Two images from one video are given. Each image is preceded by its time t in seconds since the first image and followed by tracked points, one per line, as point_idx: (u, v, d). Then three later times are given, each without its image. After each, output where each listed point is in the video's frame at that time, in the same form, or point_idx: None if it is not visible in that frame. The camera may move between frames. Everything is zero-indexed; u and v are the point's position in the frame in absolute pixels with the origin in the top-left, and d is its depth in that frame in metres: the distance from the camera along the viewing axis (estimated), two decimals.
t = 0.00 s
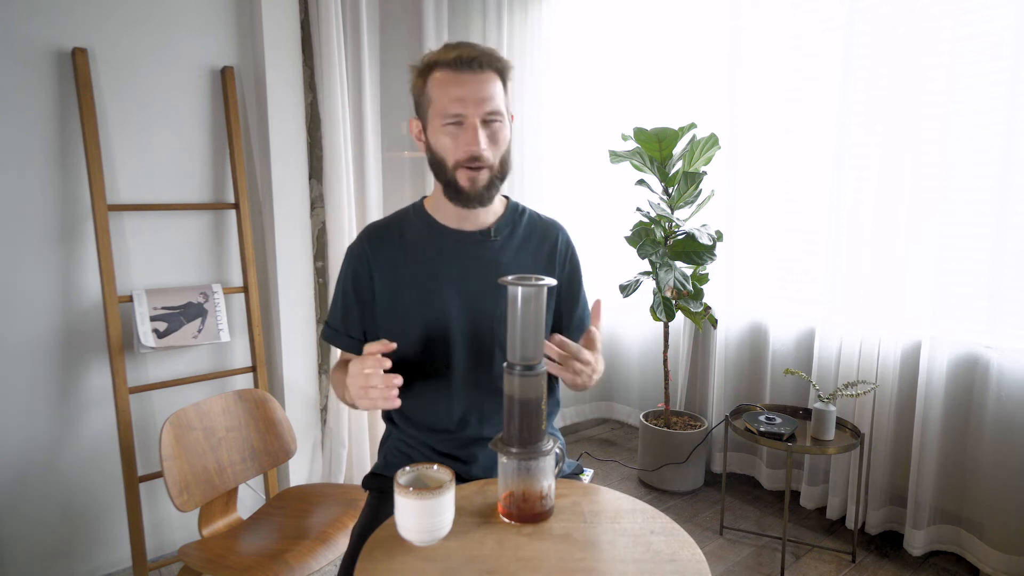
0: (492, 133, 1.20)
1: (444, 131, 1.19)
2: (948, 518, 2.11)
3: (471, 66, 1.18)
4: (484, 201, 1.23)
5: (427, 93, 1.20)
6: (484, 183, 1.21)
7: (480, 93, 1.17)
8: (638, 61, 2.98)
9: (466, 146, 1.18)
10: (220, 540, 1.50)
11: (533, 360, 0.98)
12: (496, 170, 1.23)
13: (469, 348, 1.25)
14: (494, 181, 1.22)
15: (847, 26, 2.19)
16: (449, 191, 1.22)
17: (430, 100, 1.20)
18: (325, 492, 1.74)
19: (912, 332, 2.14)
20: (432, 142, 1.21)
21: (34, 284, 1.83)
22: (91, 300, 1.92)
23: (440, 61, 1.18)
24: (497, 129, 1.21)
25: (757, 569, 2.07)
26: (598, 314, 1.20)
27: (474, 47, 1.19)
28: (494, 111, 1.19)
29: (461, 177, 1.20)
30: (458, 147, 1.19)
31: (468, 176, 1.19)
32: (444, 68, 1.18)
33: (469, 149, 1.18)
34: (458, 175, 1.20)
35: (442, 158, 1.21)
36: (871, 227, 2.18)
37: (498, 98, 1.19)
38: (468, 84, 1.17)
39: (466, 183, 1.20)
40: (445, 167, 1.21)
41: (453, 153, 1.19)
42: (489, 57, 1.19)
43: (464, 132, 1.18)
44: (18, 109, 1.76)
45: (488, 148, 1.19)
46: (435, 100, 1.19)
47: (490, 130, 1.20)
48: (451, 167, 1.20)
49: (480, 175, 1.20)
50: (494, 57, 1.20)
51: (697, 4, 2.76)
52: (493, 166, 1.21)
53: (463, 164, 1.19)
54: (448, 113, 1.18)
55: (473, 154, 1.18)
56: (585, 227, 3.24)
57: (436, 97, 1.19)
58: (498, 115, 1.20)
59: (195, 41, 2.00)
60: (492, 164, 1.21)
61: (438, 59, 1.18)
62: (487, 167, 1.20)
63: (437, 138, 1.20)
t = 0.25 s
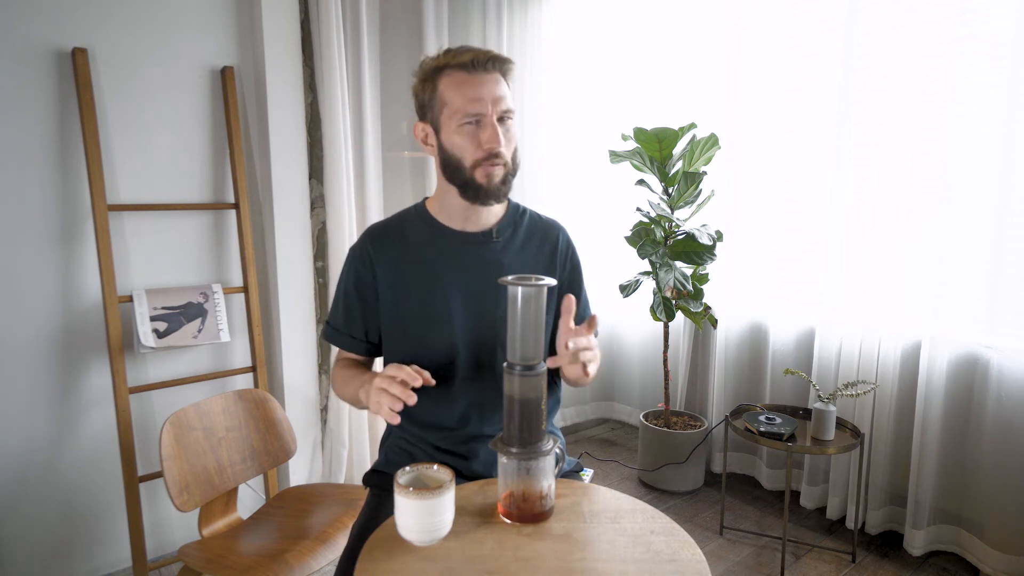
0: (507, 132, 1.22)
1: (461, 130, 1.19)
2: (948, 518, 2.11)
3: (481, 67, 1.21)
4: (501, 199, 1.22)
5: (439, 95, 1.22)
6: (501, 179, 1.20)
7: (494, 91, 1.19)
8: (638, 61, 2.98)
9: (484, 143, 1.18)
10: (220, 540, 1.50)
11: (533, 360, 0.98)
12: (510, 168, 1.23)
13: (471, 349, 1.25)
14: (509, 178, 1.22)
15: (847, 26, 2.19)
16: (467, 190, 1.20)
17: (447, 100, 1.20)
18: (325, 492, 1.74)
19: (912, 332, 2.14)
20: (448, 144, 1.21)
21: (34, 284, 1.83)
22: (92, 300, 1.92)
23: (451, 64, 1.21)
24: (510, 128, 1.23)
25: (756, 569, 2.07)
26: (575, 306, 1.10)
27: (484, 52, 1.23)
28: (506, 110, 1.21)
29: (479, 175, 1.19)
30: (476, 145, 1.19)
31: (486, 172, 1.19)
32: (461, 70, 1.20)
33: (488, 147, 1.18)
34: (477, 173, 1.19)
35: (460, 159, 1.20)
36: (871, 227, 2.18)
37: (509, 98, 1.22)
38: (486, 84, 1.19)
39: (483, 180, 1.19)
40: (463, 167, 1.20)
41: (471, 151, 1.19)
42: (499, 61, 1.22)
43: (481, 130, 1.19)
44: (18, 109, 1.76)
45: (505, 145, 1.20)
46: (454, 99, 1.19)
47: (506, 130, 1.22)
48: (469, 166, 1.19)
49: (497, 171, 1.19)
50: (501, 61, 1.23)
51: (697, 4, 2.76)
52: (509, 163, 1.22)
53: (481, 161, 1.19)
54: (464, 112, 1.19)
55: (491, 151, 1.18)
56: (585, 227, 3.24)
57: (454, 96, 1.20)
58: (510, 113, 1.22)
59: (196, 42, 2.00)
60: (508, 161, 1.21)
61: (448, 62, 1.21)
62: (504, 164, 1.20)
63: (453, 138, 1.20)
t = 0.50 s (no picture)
0: (496, 128, 1.23)
1: (448, 121, 1.22)
2: (948, 518, 2.11)
3: (479, 63, 1.22)
4: (481, 193, 1.23)
5: (435, 85, 1.24)
6: (482, 173, 1.22)
7: (486, 87, 1.20)
8: (638, 61, 2.98)
9: (467, 135, 1.20)
10: (220, 540, 1.50)
11: (533, 360, 0.98)
12: (496, 164, 1.24)
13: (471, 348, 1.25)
14: (492, 173, 1.23)
15: (847, 26, 2.19)
16: (445, 179, 1.23)
17: (440, 91, 1.22)
18: (325, 492, 1.74)
19: (912, 332, 2.14)
20: (436, 132, 1.24)
21: (35, 284, 1.83)
22: (91, 300, 1.92)
23: (450, 56, 1.23)
24: (501, 126, 1.23)
25: (757, 569, 2.07)
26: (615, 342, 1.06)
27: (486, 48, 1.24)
28: (498, 107, 1.22)
29: (458, 166, 1.21)
30: (459, 137, 1.21)
31: (464, 164, 1.21)
32: (459, 63, 1.22)
33: (471, 140, 1.20)
34: (456, 164, 1.21)
35: (443, 147, 1.23)
36: (871, 227, 2.18)
37: (503, 96, 1.22)
38: (480, 80, 1.20)
39: (462, 172, 1.21)
40: (444, 156, 1.23)
41: (453, 142, 1.21)
42: (499, 58, 1.23)
43: (467, 123, 1.21)
44: (18, 109, 1.76)
45: (489, 141, 1.21)
46: (445, 91, 1.21)
47: (494, 127, 1.23)
48: (450, 156, 1.22)
49: (477, 164, 1.21)
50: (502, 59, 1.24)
51: (697, 4, 2.76)
52: (493, 158, 1.23)
53: (461, 153, 1.21)
54: (453, 104, 1.21)
55: (473, 144, 1.20)
56: (585, 227, 3.24)
57: (446, 88, 1.21)
58: (503, 111, 1.23)
59: (196, 42, 2.00)
60: (492, 156, 1.23)
61: (448, 54, 1.23)
62: (486, 158, 1.22)
63: (440, 128, 1.23)
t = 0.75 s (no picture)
0: (504, 128, 1.23)
1: (459, 118, 1.21)
2: (948, 518, 2.11)
3: (491, 62, 1.21)
4: (489, 191, 1.23)
5: (445, 83, 1.23)
6: (490, 172, 1.22)
7: (497, 87, 1.20)
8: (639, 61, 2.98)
9: (478, 134, 1.20)
10: (220, 540, 1.50)
11: (532, 360, 0.98)
12: (503, 163, 1.24)
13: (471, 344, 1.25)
14: (499, 172, 1.23)
15: (847, 26, 2.19)
16: (455, 176, 1.22)
17: (450, 88, 1.22)
18: (325, 492, 1.74)
19: (912, 332, 2.14)
20: (446, 130, 1.23)
21: (35, 284, 1.83)
22: (91, 300, 1.92)
23: (461, 54, 1.22)
24: (508, 126, 1.24)
25: (757, 569, 2.07)
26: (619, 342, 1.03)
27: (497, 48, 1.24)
28: (507, 107, 1.22)
29: (469, 164, 1.21)
30: (470, 134, 1.20)
31: (474, 162, 1.20)
32: (470, 62, 1.21)
33: (482, 138, 1.20)
34: (466, 161, 1.21)
35: (453, 145, 1.22)
36: (871, 227, 2.18)
37: (512, 96, 1.23)
38: (492, 79, 1.20)
39: (473, 170, 1.21)
40: (453, 154, 1.22)
41: (464, 140, 1.21)
42: (509, 59, 1.23)
43: (478, 121, 1.20)
44: (18, 109, 1.76)
45: (499, 140, 1.22)
46: (456, 89, 1.21)
47: (503, 126, 1.23)
48: (460, 154, 1.21)
49: (486, 163, 1.21)
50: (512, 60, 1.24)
51: (697, 4, 2.76)
52: (501, 157, 1.23)
53: (471, 150, 1.20)
54: (464, 101, 1.20)
55: (484, 142, 1.20)
56: (585, 227, 3.24)
57: (457, 86, 1.21)
58: (511, 112, 1.23)
59: (196, 42, 2.00)
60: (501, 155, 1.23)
61: (459, 52, 1.22)
62: (495, 157, 1.22)
63: (450, 125, 1.22)
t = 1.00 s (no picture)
0: (505, 129, 1.23)
1: (459, 116, 1.21)
2: (948, 518, 2.11)
3: (495, 63, 1.21)
4: (487, 190, 1.24)
5: (448, 81, 1.23)
6: (488, 171, 1.22)
7: (500, 87, 1.20)
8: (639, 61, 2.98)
9: (478, 132, 1.20)
10: (220, 540, 1.50)
11: (532, 360, 0.98)
12: (502, 162, 1.24)
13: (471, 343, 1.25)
14: (497, 171, 1.24)
15: (847, 26, 2.19)
16: (452, 173, 1.22)
17: (452, 86, 1.22)
18: (325, 492, 1.74)
19: (912, 332, 2.14)
20: (446, 127, 1.24)
21: (35, 284, 1.83)
22: (91, 300, 1.92)
23: (466, 53, 1.22)
24: (509, 126, 1.24)
25: (757, 569, 2.07)
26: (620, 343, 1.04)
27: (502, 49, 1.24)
28: (509, 107, 1.22)
29: (467, 162, 1.21)
30: (470, 133, 1.21)
31: (473, 161, 1.21)
32: (473, 61, 1.21)
33: (481, 137, 1.20)
34: (464, 159, 1.21)
35: (452, 142, 1.22)
36: (871, 227, 2.18)
37: (514, 97, 1.23)
38: (494, 79, 1.20)
39: (471, 168, 1.21)
40: (452, 150, 1.22)
41: (463, 137, 1.21)
42: (514, 61, 1.23)
43: (478, 120, 1.21)
44: (18, 109, 1.76)
45: (498, 140, 1.22)
46: (458, 86, 1.21)
47: (503, 126, 1.23)
48: (458, 151, 1.21)
49: (484, 161, 1.21)
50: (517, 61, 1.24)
51: (697, 4, 2.76)
52: (500, 157, 1.23)
53: (470, 148, 1.21)
54: (466, 100, 1.20)
55: (483, 140, 1.20)
56: (585, 227, 3.24)
57: (459, 84, 1.21)
58: (512, 112, 1.24)
59: (196, 42, 2.00)
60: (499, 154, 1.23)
61: (464, 51, 1.22)
62: (494, 156, 1.22)
63: (451, 122, 1.23)
